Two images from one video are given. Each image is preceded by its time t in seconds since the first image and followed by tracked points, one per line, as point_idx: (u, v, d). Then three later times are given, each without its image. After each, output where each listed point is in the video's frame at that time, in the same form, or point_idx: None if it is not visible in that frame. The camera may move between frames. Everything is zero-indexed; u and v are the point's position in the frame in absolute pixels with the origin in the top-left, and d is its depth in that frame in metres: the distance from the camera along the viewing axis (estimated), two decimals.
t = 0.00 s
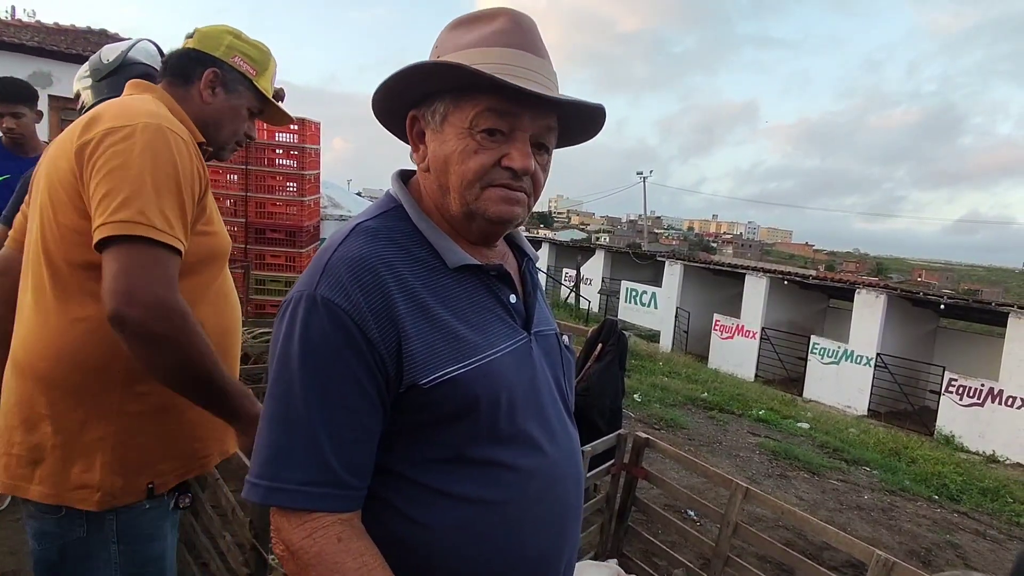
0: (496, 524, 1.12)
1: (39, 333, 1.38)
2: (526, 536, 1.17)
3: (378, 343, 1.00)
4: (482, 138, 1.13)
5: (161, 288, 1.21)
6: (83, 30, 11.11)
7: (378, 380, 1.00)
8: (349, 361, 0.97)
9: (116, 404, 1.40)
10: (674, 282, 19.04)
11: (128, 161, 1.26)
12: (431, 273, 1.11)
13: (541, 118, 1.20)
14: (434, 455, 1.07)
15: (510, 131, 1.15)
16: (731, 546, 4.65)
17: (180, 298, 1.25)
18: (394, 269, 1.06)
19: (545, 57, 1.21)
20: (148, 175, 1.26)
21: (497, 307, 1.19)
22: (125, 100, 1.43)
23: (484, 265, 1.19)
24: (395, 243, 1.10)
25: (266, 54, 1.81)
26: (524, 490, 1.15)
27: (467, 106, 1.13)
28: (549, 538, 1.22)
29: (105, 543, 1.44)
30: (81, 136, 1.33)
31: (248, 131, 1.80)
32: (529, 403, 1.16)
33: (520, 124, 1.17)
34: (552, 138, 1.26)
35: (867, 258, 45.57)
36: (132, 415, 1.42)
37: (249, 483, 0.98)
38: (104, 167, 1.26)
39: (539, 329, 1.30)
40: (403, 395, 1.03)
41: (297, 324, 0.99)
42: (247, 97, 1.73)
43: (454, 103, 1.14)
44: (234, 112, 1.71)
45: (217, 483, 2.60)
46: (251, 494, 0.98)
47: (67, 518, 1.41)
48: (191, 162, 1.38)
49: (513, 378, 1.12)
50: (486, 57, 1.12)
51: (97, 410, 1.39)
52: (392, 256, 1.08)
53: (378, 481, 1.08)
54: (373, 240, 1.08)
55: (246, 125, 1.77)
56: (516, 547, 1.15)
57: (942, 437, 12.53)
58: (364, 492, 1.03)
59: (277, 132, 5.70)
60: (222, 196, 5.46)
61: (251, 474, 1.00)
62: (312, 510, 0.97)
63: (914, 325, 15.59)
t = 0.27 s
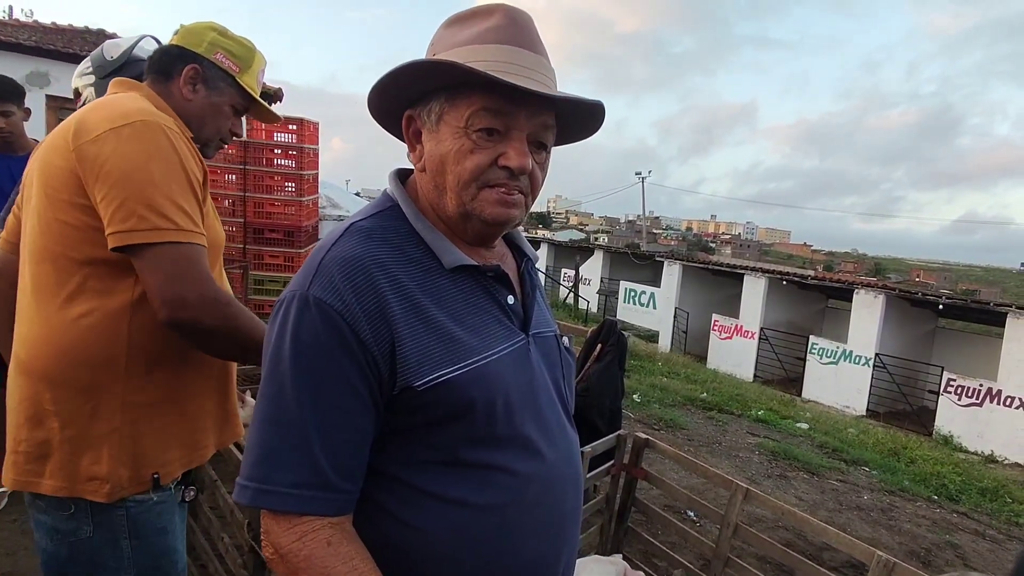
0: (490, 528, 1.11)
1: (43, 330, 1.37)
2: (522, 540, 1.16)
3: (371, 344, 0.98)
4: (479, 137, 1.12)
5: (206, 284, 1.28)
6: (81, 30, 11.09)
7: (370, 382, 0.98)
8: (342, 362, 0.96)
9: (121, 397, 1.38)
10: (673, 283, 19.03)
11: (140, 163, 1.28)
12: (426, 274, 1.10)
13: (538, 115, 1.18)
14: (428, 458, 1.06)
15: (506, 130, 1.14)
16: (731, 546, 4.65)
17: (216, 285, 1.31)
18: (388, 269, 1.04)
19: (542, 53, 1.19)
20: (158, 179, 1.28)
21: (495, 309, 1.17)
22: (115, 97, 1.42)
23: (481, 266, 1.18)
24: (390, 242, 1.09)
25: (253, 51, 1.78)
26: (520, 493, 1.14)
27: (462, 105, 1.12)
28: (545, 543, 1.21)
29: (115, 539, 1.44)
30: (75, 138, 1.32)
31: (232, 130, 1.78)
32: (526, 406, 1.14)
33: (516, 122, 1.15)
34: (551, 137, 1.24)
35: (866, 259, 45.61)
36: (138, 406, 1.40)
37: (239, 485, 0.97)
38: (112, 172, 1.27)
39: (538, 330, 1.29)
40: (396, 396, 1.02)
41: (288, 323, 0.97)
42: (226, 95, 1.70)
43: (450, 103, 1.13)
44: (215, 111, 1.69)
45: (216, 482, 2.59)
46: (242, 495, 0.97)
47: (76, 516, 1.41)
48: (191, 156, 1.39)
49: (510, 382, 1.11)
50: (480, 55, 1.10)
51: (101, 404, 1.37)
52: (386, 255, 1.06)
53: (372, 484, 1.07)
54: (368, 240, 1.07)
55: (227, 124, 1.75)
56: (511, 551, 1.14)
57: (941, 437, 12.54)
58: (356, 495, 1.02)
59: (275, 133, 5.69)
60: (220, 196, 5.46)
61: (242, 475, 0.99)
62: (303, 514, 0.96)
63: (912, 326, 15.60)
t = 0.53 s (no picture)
0: (492, 530, 1.08)
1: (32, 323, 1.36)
2: (524, 542, 1.13)
3: (370, 342, 0.96)
4: (482, 131, 1.09)
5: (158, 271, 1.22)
6: (79, 30, 11.06)
7: (369, 380, 0.96)
8: (338, 360, 0.93)
9: (110, 393, 1.36)
10: (672, 283, 19.01)
11: (107, 151, 1.23)
12: (425, 270, 1.08)
13: (541, 108, 1.15)
14: (429, 460, 1.03)
15: (510, 123, 1.11)
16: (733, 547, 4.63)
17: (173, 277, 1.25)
18: (386, 265, 1.02)
19: (543, 45, 1.16)
20: (120, 165, 1.23)
21: (496, 306, 1.15)
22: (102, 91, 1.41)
23: (482, 262, 1.16)
24: (388, 238, 1.07)
25: (241, 46, 1.75)
26: (523, 495, 1.12)
27: (464, 98, 1.09)
28: (549, 545, 1.18)
29: (122, 534, 1.41)
30: (53, 130, 1.31)
31: (224, 124, 1.76)
32: (528, 405, 1.12)
33: (519, 115, 1.12)
34: (554, 129, 1.22)
35: (865, 259, 45.60)
36: (129, 401, 1.37)
37: (234, 488, 0.94)
38: (77, 161, 1.23)
39: (540, 328, 1.27)
40: (396, 396, 0.99)
41: (284, 321, 0.95)
42: (216, 89, 1.67)
43: (451, 97, 1.10)
44: (207, 105, 1.66)
45: (214, 483, 2.56)
46: (237, 498, 0.94)
47: (84, 510, 1.39)
48: (169, 145, 1.37)
49: (512, 380, 1.08)
50: (482, 48, 1.07)
51: (90, 400, 1.35)
52: (384, 251, 1.04)
53: (371, 486, 1.05)
54: (365, 236, 1.04)
55: (218, 119, 1.72)
56: (513, 554, 1.11)
57: (941, 437, 12.53)
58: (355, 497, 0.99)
59: (274, 132, 5.66)
60: (219, 195, 5.43)
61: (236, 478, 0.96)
62: (299, 517, 0.93)
63: (912, 326, 15.59)
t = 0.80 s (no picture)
0: (494, 537, 1.08)
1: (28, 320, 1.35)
2: (525, 548, 1.12)
3: (369, 348, 0.95)
4: (491, 140, 1.09)
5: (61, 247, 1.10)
6: (78, 30, 11.03)
7: (368, 387, 0.95)
8: (337, 366, 0.93)
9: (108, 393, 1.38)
10: (671, 283, 19.01)
11: (89, 134, 1.24)
12: (426, 274, 1.07)
13: (549, 116, 1.16)
14: (429, 467, 1.03)
15: (519, 132, 1.11)
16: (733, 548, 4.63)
17: (82, 272, 1.14)
18: (385, 269, 1.02)
19: (550, 51, 1.17)
20: (93, 146, 1.23)
21: (497, 310, 1.15)
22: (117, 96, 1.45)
23: (483, 266, 1.15)
24: (388, 242, 1.06)
25: (252, 51, 1.80)
26: (524, 501, 1.11)
27: (474, 106, 1.08)
28: (550, 551, 1.17)
29: (106, 540, 1.43)
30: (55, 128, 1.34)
31: (237, 129, 1.79)
32: (530, 410, 1.11)
33: (528, 124, 1.12)
34: (558, 138, 1.22)
35: (864, 259, 45.65)
36: (124, 401, 1.41)
37: (231, 498, 0.94)
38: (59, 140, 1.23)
39: (542, 332, 1.26)
40: (396, 403, 0.99)
41: (282, 326, 0.95)
42: (230, 93, 1.72)
43: (459, 104, 1.09)
44: (219, 110, 1.70)
45: (213, 484, 2.55)
46: (232, 508, 0.94)
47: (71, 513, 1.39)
48: (160, 148, 1.38)
49: (513, 385, 1.08)
50: (494, 57, 1.07)
51: (87, 399, 1.36)
52: (383, 256, 1.04)
53: (371, 494, 1.04)
54: (365, 239, 1.04)
55: (232, 124, 1.76)
56: (513, 560, 1.11)
57: (940, 437, 12.53)
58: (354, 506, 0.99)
59: (273, 133, 5.65)
60: (218, 196, 5.42)
61: (233, 488, 0.96)
62: (296, 527, 0.92)
63: (911, 326, 15.60)
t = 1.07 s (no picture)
0: (483, 552, 1.07)
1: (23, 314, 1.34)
2: (514, 562, 1.12)
3: (356, 361, 0.94)
4: (494, 145, 1.08)
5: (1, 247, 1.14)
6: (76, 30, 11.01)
7: (354, 400, 0.94)
8: (323, 379, 0.92)
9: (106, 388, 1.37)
10: (670, 284, 19.01)
11: (82, 130, 1.26)
12: (415, 284, 1.06)
13: (550, 118, 1.15)
14: (416, 482, 1.02)
15: (521, 136, 1.11)
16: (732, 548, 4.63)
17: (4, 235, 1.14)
18: (372, 279, 1.01)
19: (551, 51, 1.17)
20: (83, 144, 1.24)
21: (488, 320, 1.14)
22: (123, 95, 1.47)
23: (474, 275, 1.15)
24: (376, 251, 1.05)
25: (257, 55, 1.80)
26: (513, 515, 1.11)
27: (477, 109, 1.07)
28: (540, 564, 1.17)
29: (107, 540, 1.43)
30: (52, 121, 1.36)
31: (240, 134, 1.79)
32: (520, 423, 1.10)
33: (530, 127, 1.12)
34: (557, 140, 1.22)
35: (863, 259, 45.67)
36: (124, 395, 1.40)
37: (212, 520, 0.92)
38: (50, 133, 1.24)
39: (534, 341, 1.25)
40: (382, 417, 0.98)
41: (266, 339, 0.94)
42: (234, 98, 1.72)
43: (460, 108, 1.08)
44: (223, 114, 1.70)
45: (211, 486, 2.55)
46: (213, 528, 0.92)
47: (71, 514, 1.38)
48: (154, 145, 1.41)
49: (502, 399, 1.07)
50: (497, 58, 1.06)
51: (86, 392, 1.35)
52: (371, 266, 1.02)
53: (358, 506, 1.03)
54: (351, 249, 1.03)
55: (234, 128, 1.76)
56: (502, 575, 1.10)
57: (940, 437, 12.53)
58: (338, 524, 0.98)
59: (272, 133, 5.64)
60: (217, 197, 5.41)
61: (213, 508, 0.94)
62: (278, 549, 0.91)
63: (910, 326, 15.61)
